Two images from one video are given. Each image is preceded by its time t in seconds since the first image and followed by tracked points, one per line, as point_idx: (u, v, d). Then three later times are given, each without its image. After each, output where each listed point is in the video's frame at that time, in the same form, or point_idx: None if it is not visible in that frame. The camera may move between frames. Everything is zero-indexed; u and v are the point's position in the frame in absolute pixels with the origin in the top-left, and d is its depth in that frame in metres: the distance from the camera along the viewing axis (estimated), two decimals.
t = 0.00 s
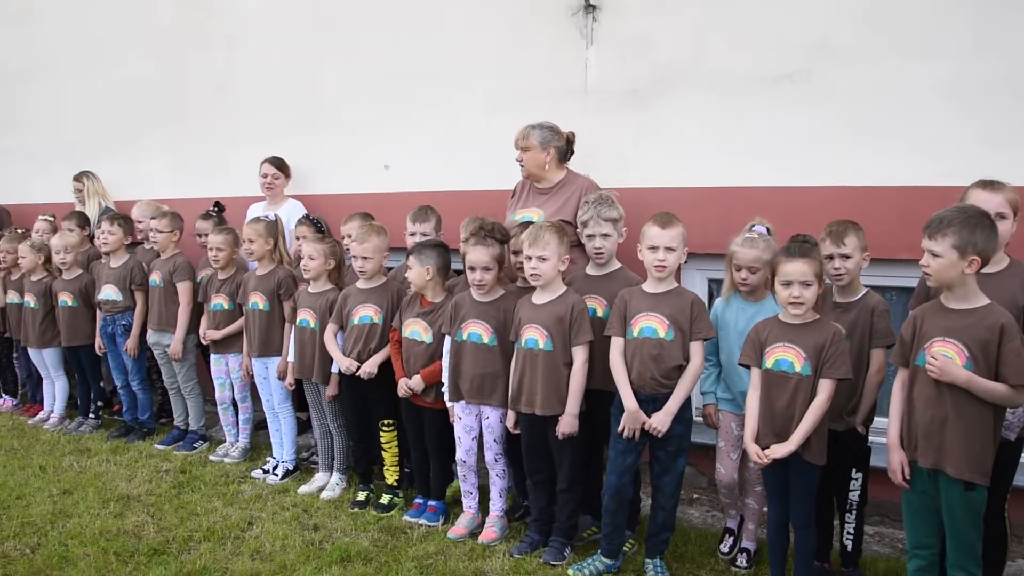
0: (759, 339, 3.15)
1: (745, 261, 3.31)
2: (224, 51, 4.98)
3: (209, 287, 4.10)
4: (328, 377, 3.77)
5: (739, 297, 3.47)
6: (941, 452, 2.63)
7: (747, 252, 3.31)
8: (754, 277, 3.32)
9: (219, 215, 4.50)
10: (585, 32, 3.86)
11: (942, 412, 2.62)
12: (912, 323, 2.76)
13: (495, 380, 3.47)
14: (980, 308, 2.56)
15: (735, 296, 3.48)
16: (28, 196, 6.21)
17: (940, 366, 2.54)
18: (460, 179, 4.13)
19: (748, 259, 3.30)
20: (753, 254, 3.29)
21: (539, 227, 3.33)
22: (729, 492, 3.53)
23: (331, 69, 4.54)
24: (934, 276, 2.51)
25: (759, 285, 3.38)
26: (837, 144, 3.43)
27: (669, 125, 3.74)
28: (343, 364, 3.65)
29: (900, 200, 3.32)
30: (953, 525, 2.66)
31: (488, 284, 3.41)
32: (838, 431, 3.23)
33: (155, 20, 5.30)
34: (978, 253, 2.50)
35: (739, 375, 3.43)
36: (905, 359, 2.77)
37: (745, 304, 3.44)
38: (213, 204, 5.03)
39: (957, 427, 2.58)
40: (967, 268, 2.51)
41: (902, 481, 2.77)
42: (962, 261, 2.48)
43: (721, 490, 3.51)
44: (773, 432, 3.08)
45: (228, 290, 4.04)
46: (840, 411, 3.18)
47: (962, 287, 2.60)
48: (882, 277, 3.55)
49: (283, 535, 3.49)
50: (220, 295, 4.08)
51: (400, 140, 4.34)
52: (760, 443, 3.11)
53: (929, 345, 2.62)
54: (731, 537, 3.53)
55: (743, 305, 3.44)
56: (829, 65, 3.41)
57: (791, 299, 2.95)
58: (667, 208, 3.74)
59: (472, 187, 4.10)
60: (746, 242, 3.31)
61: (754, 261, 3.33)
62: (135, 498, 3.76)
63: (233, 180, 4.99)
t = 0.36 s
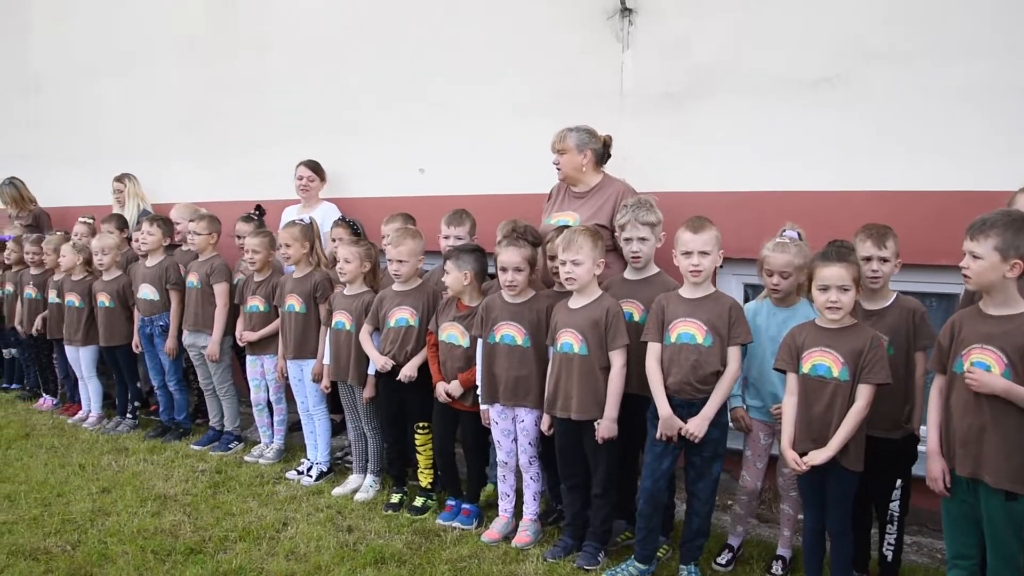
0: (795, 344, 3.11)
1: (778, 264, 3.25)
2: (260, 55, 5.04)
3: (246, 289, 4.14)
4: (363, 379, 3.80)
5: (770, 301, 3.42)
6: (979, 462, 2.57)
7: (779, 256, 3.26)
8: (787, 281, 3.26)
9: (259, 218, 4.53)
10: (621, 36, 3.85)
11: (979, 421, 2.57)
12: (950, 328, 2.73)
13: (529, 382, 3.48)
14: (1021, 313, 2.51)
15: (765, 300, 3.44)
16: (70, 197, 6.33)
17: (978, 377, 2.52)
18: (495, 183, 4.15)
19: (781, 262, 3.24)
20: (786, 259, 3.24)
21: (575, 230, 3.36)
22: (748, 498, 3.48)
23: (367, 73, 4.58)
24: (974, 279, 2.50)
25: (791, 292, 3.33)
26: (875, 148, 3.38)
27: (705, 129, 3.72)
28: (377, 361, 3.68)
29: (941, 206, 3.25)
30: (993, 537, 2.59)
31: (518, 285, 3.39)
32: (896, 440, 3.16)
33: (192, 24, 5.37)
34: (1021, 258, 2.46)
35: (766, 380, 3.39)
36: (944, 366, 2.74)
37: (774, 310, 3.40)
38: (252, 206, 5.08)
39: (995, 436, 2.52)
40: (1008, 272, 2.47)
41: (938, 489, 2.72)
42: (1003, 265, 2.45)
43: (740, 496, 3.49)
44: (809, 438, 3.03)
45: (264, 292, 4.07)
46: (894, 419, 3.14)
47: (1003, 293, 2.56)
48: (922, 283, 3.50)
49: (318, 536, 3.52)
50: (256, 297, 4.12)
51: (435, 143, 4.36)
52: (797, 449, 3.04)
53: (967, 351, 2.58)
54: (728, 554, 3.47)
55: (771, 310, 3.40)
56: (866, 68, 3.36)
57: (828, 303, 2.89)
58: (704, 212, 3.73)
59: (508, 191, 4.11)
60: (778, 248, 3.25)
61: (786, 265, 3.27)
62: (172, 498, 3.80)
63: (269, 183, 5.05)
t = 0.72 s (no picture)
0: (833, 349, 3.05)
1: (793, 260, 3.25)
2: (296, 58, 5.09)
3: (281, 290, 4.17)
4: (396, 379, 3.84)
5: (781, 302, 3.41)
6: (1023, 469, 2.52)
7: (794, 251, 3.26)
8: (801, 277, 3.26)
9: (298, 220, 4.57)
10: (656, 38, 3.84)
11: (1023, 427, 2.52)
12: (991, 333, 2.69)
13: (565, 386, 3.49)
14: None
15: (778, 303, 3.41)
16: (108, 199, 6.44)
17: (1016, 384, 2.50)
18: (531, 185, 4.16)
19: (796, 257, 3.24)
20: (801, 256, 3.25)
21: (611, 234, 3.36)
22: (774, 495, 3.47)
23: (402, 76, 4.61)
24: (1014, 283, 2.47)
25: (802, 291, 3.33)
26: (915, 151, 3.34)
27: (741, 131, 3.70)
28: (418, 358, 3.71)
29: (984, 210, 3.20)
30: None
31: (557, 288, 3.43)
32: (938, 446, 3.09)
33: (228, 27, 5.44)
34: None
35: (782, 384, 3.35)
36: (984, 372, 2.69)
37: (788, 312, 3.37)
38: (289, 208, 5.13)
39: None
40: None
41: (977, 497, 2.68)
42: None
43: (766, 494, 3.47)
44: (846, 445, 2.97)
45: (300, 293, 4.11)
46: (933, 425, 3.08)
47: None
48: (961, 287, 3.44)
49: (353, 537, 3.53)
50: (291, 298, 4.15)
51: (471, 145, 4.39)
52: (835, 456, 2.99)
53: (1008, 356, 2.55)
54: (766, 562, 3.44)
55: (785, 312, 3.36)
56: (905, 70, 3.32)
57: (868, 308, 2.84)
58: (741, 215, 3.71)
59: (543, 193, 4.13)
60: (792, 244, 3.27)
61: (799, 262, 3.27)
62: (207, 496, 3.84)
63: (304, 185, 5.10)
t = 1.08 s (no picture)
0: (874, 354, 2.99)
1: (822, 262, 3.17)
2: (331, 60, 5.14)
3: (317, 289, 4.20)
4: (431, 379, 3.84)
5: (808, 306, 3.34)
6: None
7: (823, 253, 3.18)
8: (832, 279, 3.19)
9: (333, 220, 4.59)
10: (693, 38, 3.82)
11: None
12: None
13: (604, 387, 3.49)
14: None
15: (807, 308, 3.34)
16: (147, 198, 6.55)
17: None
18: (569, 186, 4.17)
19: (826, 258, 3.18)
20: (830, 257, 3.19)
21: (648, 235, 3.35)
22: (808, 497, 3.41)
23: (438, 78, 4.64)
24: None
25: (833, 293, 3.26)
26: (957, 153, 3.28)
27: (780, 132, 3.67)
28: (458, 363, 3.72)
29: None
30: None
31: (597, 293, 3.43)
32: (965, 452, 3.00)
33: (264, 29, 5.50)
34: None
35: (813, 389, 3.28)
36: None
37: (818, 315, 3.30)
38: (325, 208, 5.18)
39: None
40: None
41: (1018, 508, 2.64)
42: None
43: (801, 496, 3.41)
44: (888, 451, 2.92)
45: (335, 292, 4.13)
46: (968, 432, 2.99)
47: None
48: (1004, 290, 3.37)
49: (387, 536, 3.54)
50: (327, 298, 4.17)
51: (506, 146, 4.40)
52: (877, 462, 2.94)
53: None
54: (801, 566, 3.38)
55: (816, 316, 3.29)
56: (948, 70, 3.26)
57: (907, 313, 2.79)
58: (779, 217, 3.67)
59: (581, 194, 4.14)
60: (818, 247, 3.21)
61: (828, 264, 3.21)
62: (243, 493, 3.88)
63: (340, 186, 5.14)
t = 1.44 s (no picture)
0: (917, 357, 2.92)
1: (883, 266, 3.11)
2: (368, 61, 5.18)
3: (353, 288, 4.23)
4: (466, 379, 3.86)
5: (866, 309, 3.28)
6: None
7: (884, 257, 3.12)
8: (891, 283, 3.13)
9: (365, 221, 4.59)
10: (731, 38, 3.80)
11: None
12: None
13: (637, 387, 3.48)
14: None
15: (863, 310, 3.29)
16: (185, 198, 6.65)
17: None
18: (607, 187, 4.18)
19: (887, 264, 3.11)
20: (891, 261, 3.11)
21: (685, 235, 3.33)
22: (857, 506, 3.35)
23: (473, 79, 4.67)
24: None
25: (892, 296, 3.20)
26: (1003, 152, 3.22)
27: (819, 132, 3.63)
28: (491, 362, 3.73)
29: None
30: None
31: (634, 291, 3.42)
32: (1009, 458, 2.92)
33: (301, 30, 5.56)
34: None
35: (870, 395, 3.21)
36: None
37: (874, 318, 3.24)
38: (360, 207, 5.22)
39: None
40: None
41: None
42: None
43: (847, 505, 3.36)
44: (932, 455, 2.84)
45: (372, 291, 4.15)
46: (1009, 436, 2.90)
47: None
48: None
49: (423, 534, 3.55)
50: (363, 296, 4.20)
51: (543, 146, 4.41)
52: (920, 467, 2.86)
53: None
54: (840, 572, 3.30)
55: (872, 318, 3.24)
56: (994, 69, 3.21)
57: (954, 316, 2.72)
58: (818, 218, 3.64)
59: (619, 194, 4.14)
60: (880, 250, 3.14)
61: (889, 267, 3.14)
62: (280, 490, 3.91)
63: (377, 186, 5.18)
